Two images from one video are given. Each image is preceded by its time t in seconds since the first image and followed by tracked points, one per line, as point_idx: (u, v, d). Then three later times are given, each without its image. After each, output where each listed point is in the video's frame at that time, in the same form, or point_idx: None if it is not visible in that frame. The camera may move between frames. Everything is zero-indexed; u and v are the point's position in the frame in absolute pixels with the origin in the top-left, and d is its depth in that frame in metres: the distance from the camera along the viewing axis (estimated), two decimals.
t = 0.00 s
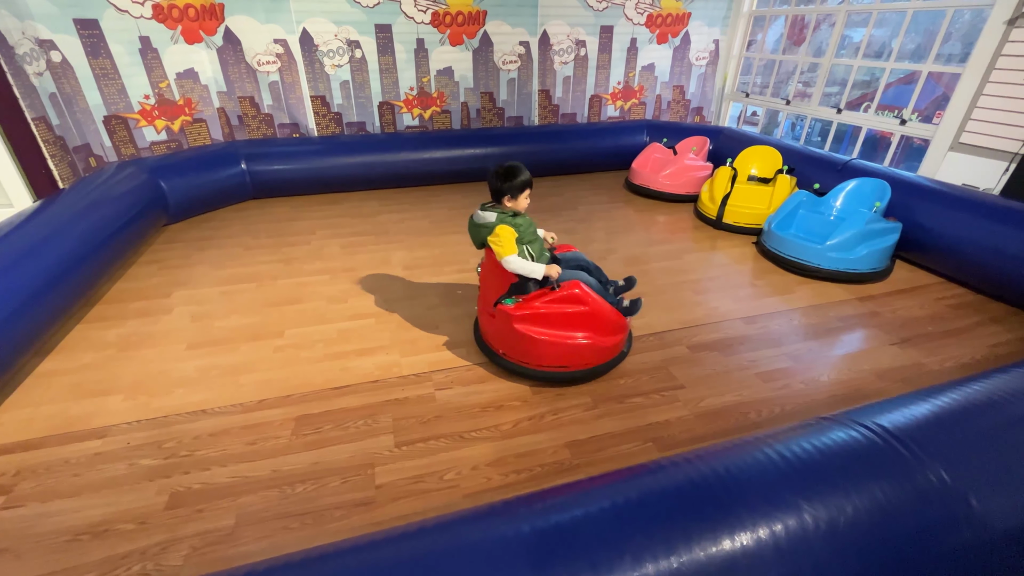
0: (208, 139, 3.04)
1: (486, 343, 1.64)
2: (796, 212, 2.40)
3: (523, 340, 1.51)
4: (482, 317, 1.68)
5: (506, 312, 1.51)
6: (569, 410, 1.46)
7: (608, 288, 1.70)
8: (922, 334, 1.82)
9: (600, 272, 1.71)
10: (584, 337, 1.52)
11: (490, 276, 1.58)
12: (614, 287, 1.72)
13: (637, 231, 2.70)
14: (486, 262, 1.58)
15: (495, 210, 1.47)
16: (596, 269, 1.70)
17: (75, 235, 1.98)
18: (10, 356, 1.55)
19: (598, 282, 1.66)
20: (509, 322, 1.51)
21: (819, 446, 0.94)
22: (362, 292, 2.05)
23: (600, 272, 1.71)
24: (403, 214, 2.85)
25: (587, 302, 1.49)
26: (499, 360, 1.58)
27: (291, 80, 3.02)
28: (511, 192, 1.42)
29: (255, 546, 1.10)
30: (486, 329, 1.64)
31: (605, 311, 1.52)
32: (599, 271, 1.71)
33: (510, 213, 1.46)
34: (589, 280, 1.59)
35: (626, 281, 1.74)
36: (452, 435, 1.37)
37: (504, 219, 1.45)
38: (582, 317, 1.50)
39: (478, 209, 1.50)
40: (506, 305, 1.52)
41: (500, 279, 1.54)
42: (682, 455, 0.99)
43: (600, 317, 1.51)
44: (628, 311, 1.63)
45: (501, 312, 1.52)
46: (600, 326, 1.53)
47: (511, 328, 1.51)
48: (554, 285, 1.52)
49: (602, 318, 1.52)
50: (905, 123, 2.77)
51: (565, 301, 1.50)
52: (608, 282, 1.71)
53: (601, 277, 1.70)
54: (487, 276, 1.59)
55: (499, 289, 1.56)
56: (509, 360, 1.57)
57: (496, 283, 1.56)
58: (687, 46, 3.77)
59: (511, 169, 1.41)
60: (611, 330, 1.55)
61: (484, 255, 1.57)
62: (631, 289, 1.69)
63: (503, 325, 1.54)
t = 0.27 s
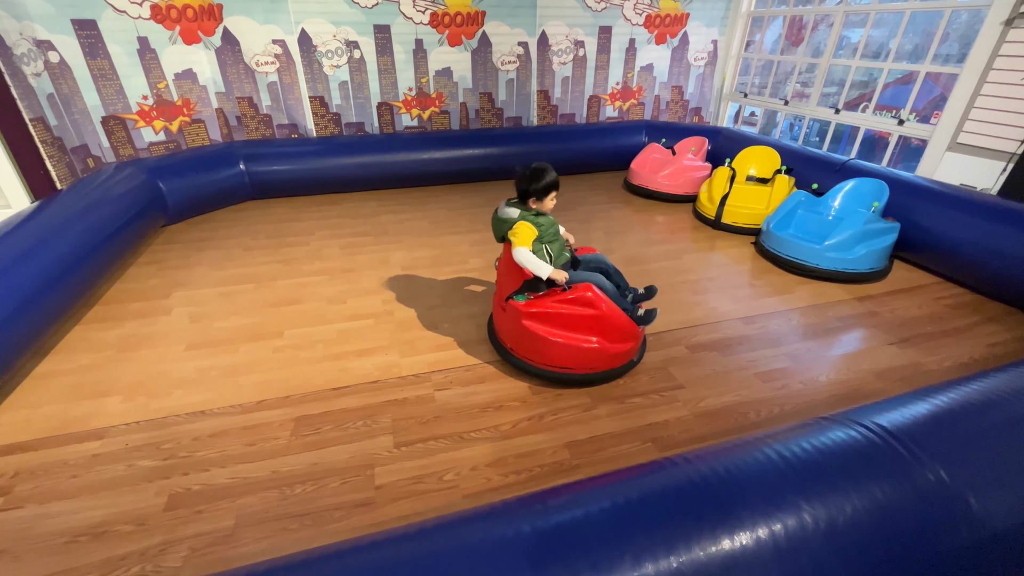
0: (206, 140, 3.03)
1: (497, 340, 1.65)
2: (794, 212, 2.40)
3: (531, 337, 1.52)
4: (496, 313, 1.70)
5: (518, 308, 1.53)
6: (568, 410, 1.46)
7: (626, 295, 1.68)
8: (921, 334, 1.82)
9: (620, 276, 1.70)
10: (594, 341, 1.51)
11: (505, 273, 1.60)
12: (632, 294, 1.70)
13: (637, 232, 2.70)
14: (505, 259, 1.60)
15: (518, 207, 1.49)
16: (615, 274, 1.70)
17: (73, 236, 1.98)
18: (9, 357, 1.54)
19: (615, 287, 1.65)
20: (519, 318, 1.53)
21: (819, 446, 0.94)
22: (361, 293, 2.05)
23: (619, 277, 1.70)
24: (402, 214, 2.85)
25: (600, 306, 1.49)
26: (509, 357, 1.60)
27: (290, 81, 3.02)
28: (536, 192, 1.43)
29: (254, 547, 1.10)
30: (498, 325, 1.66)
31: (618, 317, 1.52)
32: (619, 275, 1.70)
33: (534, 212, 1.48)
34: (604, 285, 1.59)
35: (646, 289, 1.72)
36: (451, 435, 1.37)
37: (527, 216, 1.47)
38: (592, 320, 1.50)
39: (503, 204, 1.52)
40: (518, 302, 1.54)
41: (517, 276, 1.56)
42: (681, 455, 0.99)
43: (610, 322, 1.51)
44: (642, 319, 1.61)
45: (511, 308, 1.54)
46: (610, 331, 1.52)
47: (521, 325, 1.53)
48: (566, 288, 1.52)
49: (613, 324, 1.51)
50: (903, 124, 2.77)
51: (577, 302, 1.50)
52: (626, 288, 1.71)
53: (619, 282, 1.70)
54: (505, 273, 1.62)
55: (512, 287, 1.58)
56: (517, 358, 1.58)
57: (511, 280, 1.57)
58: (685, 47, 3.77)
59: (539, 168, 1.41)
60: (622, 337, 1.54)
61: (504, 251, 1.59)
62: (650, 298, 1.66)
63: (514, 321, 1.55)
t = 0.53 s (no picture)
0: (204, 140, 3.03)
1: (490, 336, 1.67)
2: (791, 212, 2.40)
3: (519, 336, 1.52)
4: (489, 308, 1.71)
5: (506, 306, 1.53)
6: (565, 410, 1.46)
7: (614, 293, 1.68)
8: (917, 334, 1.83)
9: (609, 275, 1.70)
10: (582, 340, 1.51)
11: (497, 271, 1.60)
12: (623, 292, 1.69)
13: (634, 232, 2.70)
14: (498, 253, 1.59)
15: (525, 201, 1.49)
16: (604, 273, 1.69)
17: (69, 237, 1.97)
18: (5, 359, 1.54)
19: (603, 285, 1.65)
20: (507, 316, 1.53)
21: (815, 446, 0.94)
22: (359, 293, 2.05)
23: (608, 276, 1.69)
24: (400, 215, 2.85)
25: (587, 307, 1.48)
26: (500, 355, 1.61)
27: (287, 81, 3.02)
28: (546, 192, 1.44)
29: (250, 549, 1.10)
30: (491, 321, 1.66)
31: (606, 317, 1.51)
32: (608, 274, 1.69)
33: (539, 209, 1.49)
34: (591, 282, 1.59)
35: (636, 287, 1.71)
36: (448, 436, 1.37)
37: (532, 212, 1.48)
38: (580, 321, 1.49)
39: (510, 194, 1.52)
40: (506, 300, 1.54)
41: (508, 273, 1.56)
42: (678, 455, 0.99)
43: (598, 323, 1.50)
44: (631, 317, 1.61)
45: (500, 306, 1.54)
46: (598, 331, 1.51)
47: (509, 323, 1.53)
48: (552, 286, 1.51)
49: (600, 324, 1.50)
50: (899, 124, 2.78)
51: (564, 302, 1.49)
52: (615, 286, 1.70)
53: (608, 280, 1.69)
54: (496, 269, 1.61)
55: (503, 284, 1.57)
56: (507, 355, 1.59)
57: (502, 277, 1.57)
58: (683, 47, 3.78)
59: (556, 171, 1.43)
60: (610, 336, 1.53)
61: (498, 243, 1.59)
62: (639, 296, 1.66)
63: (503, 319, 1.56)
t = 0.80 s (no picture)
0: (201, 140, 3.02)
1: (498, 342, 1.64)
2: (789, 212, 2.40)
3: (532, 339, 1.51)
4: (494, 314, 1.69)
5: (518, 311, 1.52)
6: (564, 410, 1.46)
7: (621, 290, 1.68)
8: (915, 333, 1.83)
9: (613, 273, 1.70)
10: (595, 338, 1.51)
11: (503, 276, 1.58)
12: (627, 288, 1.70)
13: (633, 232, 2.70)
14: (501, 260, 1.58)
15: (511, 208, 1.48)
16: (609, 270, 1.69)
17: (66, 238, 1.96)
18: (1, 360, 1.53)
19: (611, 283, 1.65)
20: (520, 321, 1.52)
21: (814, 446, 0.94)
22: (357, 293, 2.05)
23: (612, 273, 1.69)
24: (398, 215, 2.85)
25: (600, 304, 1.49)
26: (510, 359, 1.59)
27: (285, 81, 3.01)
28: (525, 190, 1.43)
29: (248, 550, 1.09)
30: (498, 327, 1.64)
31: (618, 313, 1.52)
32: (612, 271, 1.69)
33: (525, 210, 1.47)
34: (601, 281, 1.58)
35: (640, 281, 1.72)
36: (447, 436, 1.37)
37: (520, 217, 1.46)
38: (593, 319, 1.50)
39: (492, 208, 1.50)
40: (518, 304, 1.52)
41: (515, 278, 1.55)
42: (677, 455, 0.99)
43: (610, 320, 1.51)
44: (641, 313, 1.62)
45: (512, 311, 1.52)
46: (610, 328, 1.52)
47: (522, 326, 1.52)
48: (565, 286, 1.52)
49: (613, 321, 1.51)
50: (897, 124, 2.78)
51: (577, 301, 1.50)
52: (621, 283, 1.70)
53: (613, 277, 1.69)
54: (500, 274, 1.60)
55: (512, 288, 1.56)
56: (519, 360, 1.57)
57: (510, 281, 1.56)
58: (681, 47, 3.78)
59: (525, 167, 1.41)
60: (622, 333, 1.54)
61: (498, 254, 1.58)
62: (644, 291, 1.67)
63: (515, 323, 1.54)
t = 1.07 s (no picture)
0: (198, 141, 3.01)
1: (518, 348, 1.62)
2: (786, 212, 2.41)
3: (559, 343, 1.50)
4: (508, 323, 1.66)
5: (545, 315, 1.50)
6: (563, 410, 1.46)
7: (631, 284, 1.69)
8: (912, 332, 1.84)
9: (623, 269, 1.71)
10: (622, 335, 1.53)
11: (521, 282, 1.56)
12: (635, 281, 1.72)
13: (631, 232, 2.70)
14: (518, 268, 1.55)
15: (528, 216, 1.44)
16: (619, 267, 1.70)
17: (63, 238, 1.96)
18: None
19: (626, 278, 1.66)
20: (548, 325, 1.50)
21: (813, 445, 0.94)
22: (356, 293, 2.04)
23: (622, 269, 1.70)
24: (396, 215, 2.85)
25: (624, 301, 1.52)
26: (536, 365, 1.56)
27: (282, 81, 3.01)
28: (540, 197, 1.40)
29: (246, 551, 1.09)
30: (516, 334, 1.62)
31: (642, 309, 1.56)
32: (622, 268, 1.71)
33: (543, 218, 1.43)
34: (620, 277, 1.60)
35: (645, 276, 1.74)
36: (446, 436, 1.37)
37: (539, 226, 1.42)
38: (617, 317, 1.52)
39: (507, 219, 1.46)
40: (543, 308, 1.52)
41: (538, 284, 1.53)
42: (677, 454, 0.99)
43: (633, 316, 1.53)
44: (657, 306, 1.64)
45: (539, 316, 1.51)
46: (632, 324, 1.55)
47: (550, 331, 1.50)
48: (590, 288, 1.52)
49: (636, 317, 1.54)
50: (893, 124, 2.79)
51: (602, 301, 1.51)
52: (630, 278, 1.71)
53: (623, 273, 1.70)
54: (518, 281, 1.57)
55: (533, 294, 1.55)
56: (545, 364, 1.55)
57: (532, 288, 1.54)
58: (678, 47, 3.79)
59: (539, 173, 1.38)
60: (643, 328, 1.57)
61: (517, 262, 1.54)
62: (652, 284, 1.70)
63: (540, 329, 1.52)
